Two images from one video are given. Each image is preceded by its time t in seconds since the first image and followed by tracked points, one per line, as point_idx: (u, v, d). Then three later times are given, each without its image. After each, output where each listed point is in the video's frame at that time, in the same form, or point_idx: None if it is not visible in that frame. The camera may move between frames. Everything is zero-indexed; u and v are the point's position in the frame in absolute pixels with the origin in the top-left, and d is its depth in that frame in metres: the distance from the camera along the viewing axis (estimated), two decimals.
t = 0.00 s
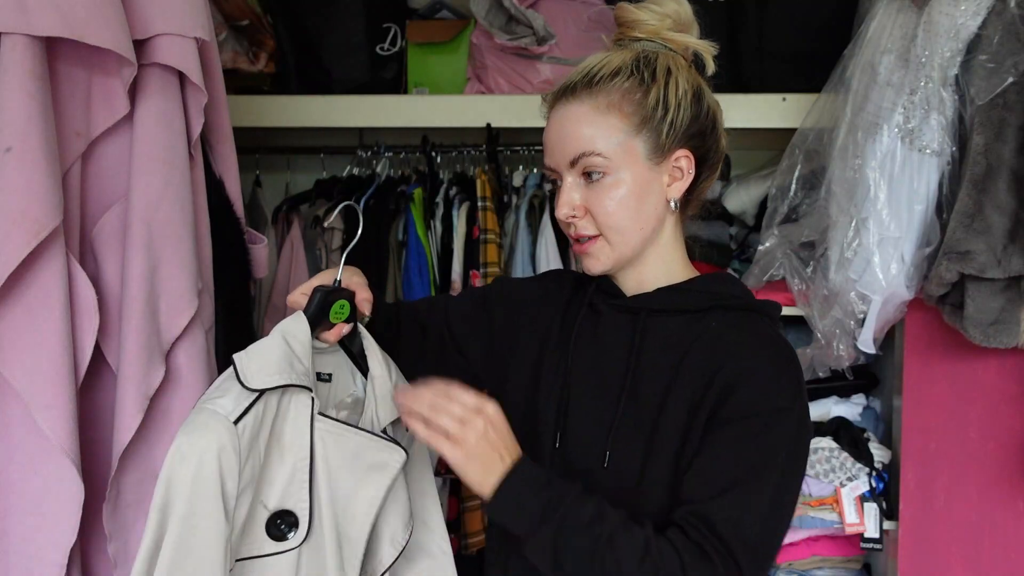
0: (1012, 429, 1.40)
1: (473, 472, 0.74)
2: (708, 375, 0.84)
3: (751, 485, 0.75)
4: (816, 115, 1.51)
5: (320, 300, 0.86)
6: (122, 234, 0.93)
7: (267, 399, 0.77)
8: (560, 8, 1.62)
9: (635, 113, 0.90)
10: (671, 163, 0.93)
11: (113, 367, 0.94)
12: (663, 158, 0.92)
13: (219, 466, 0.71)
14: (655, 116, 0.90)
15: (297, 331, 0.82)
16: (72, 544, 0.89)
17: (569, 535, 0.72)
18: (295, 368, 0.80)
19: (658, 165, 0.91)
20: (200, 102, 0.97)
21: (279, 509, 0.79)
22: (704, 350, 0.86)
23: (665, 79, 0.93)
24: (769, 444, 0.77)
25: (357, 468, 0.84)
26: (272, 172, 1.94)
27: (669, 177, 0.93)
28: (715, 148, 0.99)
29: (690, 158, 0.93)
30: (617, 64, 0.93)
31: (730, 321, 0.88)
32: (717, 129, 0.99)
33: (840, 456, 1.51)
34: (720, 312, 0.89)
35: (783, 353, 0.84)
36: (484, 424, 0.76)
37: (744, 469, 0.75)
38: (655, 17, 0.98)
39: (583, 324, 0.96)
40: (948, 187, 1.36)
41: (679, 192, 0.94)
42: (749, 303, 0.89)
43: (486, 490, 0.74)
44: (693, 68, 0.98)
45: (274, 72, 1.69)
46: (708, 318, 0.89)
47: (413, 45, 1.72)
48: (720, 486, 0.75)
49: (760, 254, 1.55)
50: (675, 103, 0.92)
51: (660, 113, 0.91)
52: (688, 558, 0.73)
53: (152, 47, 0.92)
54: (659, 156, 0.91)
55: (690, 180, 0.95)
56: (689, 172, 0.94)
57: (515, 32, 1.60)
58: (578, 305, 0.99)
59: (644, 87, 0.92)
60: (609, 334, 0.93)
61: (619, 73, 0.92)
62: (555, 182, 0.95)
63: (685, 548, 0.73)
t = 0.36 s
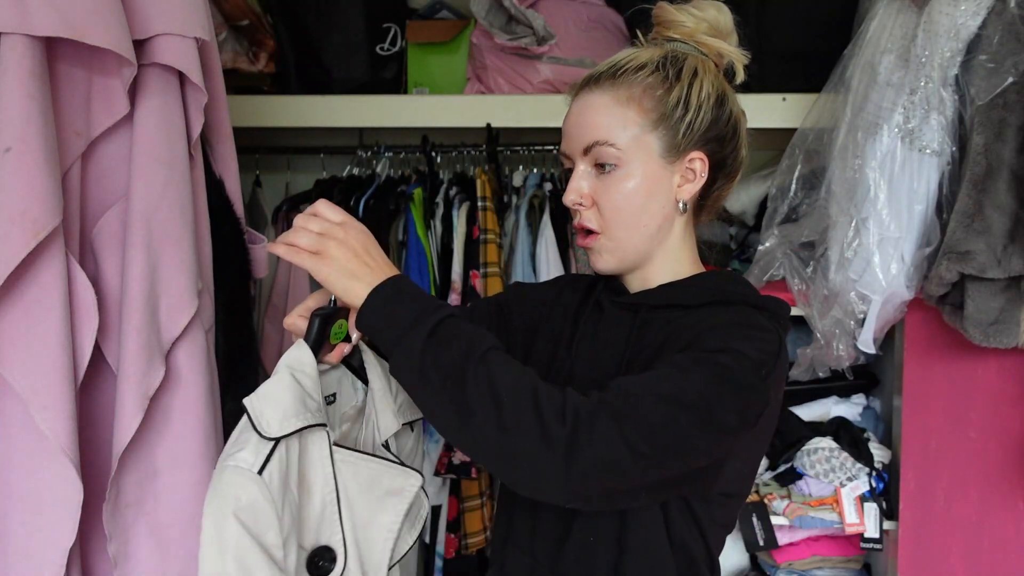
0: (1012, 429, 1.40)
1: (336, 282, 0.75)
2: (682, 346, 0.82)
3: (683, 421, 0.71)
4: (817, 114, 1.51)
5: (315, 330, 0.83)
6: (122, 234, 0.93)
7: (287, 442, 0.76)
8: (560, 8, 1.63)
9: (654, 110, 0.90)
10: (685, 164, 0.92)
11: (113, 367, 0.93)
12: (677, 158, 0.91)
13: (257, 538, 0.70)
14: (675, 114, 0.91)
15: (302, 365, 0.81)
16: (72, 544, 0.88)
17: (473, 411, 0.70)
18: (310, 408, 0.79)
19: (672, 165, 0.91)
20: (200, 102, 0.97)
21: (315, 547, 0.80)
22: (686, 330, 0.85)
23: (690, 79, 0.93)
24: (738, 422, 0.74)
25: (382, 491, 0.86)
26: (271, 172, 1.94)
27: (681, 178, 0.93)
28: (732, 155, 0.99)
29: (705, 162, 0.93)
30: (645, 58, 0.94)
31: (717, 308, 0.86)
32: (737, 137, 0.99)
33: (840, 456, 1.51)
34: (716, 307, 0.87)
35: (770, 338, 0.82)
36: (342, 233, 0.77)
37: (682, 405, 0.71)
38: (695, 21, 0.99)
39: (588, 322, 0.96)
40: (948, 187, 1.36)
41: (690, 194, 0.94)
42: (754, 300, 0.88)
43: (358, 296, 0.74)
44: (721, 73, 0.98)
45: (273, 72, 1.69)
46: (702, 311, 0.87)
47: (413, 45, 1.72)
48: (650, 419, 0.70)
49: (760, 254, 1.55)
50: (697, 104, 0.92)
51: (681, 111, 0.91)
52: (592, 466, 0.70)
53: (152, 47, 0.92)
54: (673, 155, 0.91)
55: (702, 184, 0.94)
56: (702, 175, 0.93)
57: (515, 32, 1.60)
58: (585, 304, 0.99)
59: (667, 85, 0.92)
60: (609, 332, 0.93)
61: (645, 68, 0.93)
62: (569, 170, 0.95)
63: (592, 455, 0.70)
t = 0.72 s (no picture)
0: (1012, 429, 1.40)
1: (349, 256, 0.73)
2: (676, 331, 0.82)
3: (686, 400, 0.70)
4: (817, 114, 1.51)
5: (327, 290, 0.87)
6: (122, 234, 0.93)
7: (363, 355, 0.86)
8: (560, 8, 1.63)
9: (665, 105, 0.90)
10: (695, 161, 0.93)
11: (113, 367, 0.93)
12: (687, 155, 0.92)
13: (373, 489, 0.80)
14: (686, 110, 0.91)
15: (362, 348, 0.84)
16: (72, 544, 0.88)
17: (482, 378, 0.68)
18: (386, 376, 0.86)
19: (680, 161, 0.91)
20: (200, 102, 0.97)
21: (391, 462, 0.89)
22: (680, 317, 0.85)
23: (702, 76, 0.93)
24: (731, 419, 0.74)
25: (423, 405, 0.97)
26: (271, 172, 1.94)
27: (690, 175, 0.93)
28: (743, 154, 0.99)
29: (715, 159, 0.93)
30: (657, 54, 0.94)
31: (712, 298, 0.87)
32: (748, 136, 0.99)
33: (840, 456, 1.50)
34: (711, 301, 0.87)
35: (761, 327, 0.83)
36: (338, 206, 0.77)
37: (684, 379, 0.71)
38: (710, 17, 0.98)
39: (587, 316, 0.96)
40: (948, 187, 1.36)
41: (699, 192, 0.94)
42: (753, 297, 0.89)
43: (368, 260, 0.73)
44: (734, 71, 0.98)
45: (274, 72, 1.69)
46: (697, 304, 0.87)
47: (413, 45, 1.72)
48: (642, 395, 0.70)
49: (760, 254, 1.54)
50: (709, 101, 0.93)
51: (691, 108, 0.91)
52: (600, 440, 0.67)
53: (152, 47, 0.92)
54: (683, 151, 0.91)
55: (712, 180, 0.94)
56: (711, 173, 0.94)
57: (515, 32, 1.60)
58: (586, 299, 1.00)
59: (678, 81, 0.92)
60: (606, 325, 0.93)
61: (657, 63, 0.93)
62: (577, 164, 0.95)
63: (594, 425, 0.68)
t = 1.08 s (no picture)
0: (1013, 430, 1.40)
1: (354, 332, 0.74)
2: (679, 342, 0.83)
3: (677, 448, 0.73)
4: (817, 114, 1.50)
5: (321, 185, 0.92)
6: (122, 234, 0.93)
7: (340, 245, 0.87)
8: (560, 8, 1.63)
9: (672, 113, 0.89)
10: (702, 168, 0.93)
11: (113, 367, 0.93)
12: (694, 162, 0.91)
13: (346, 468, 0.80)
14: (694, 118, 0.90)
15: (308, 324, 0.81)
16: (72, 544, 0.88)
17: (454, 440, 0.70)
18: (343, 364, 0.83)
19: (686, 169, 0.91)
20: (200, 103, 0.97)
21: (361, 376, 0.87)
22: (683, 326, 0.86)
23: (712, 80, 0.92)
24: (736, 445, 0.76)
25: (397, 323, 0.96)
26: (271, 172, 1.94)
27: (697, 182, 0.93)
28: (753, 156, 0.99)
29: (722, 166, 0.93)
30: (667, 56, 0.92)
31: (714, 308, 0.87)
32: (759, 138, 0.98)
33: (840, 456, 1.50)
34: (710, 305, 0.87)
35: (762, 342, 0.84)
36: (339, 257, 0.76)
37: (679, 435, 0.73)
38: (724, 12, 0.96)
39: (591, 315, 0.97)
40: (948, 187, 1.36)
41: (705, 198, 0.94)
42: (755, 303, 0.89)
43: (367, 342, 0.73)
44: (746, 70, 0.96)
45: (273, 72, 1.69)
46: (695, 309, 0.87)
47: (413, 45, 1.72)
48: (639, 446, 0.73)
49: (760, 254, 1.54)
50: (718, 107, 0.91)
51: (700, 115, 0.90)
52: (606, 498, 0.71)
53: (152, 46, 0.92)
54: (690, 159, 0.91)
55: (718, 186, 0.95)
56: (719, 179, 0.94)
57: (515, 32, 1.61)
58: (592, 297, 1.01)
59: (687, 86, 0.91)
60: (608, 326, 0.94)
61: (666, 67, 0.91)
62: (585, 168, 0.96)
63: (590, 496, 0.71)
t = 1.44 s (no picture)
0: (1012, 430, 1.40)
1: (293, 262, 0.74)
2: (654, 336, 0.83)
3: (617, 429, 0.74)
4: (817, 114, 1.50)
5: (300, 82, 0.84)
6: (122, 234, 0.93)
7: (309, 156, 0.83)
8: (560, 8, 1.63)
9: (672, 115, 0.89)
10: (699, 172, 0.92)
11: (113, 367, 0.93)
12: (691, 166, 0.91)
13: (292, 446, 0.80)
14: (694, 122, 0.90)
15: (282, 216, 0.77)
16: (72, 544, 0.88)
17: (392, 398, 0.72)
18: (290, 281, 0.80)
19: (683, 173, 0.91)
20: (201, 102, 0.97)
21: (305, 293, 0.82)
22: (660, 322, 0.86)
23: (717, 84, 0.91)
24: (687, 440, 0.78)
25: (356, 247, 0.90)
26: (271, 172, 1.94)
27: (693, 186, 0.93)
28: (754, 164, 0.99)
29: (720, 172, 0.93)
30: (672, 55, 0.91)
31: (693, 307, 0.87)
32: (761, 145, 0.98)
33: (840, 456, 1.50)
34: (693, 306, 0.87)
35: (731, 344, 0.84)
36: (284, 186, 0.77)
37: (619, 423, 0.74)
38: (742, 14, 0.95)
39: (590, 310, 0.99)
40: (948, 187, 1.36)
41: (700, 203, 0.94)
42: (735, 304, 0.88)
43: (303, 278, 0.74)
44: (754, 74, 0.96)
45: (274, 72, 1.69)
46: (678, 309, 0.87)
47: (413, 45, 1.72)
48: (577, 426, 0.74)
49: (760, 254, 1.54)
50: (721, 112, 0.91)
51: (700, 119, 0.90)
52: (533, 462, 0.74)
53: (153, 46, 0.92)
54: (687, 164, 0.91)
55: (714, 192, 0.94)
56: (715, 186, 0.94)
57: (515, 32, 1.61)
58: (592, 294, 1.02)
59: (690, 88, 0.90)
60: (602, 323, 0.95)
61: (671, 66, 0.90)
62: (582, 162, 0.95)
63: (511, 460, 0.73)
